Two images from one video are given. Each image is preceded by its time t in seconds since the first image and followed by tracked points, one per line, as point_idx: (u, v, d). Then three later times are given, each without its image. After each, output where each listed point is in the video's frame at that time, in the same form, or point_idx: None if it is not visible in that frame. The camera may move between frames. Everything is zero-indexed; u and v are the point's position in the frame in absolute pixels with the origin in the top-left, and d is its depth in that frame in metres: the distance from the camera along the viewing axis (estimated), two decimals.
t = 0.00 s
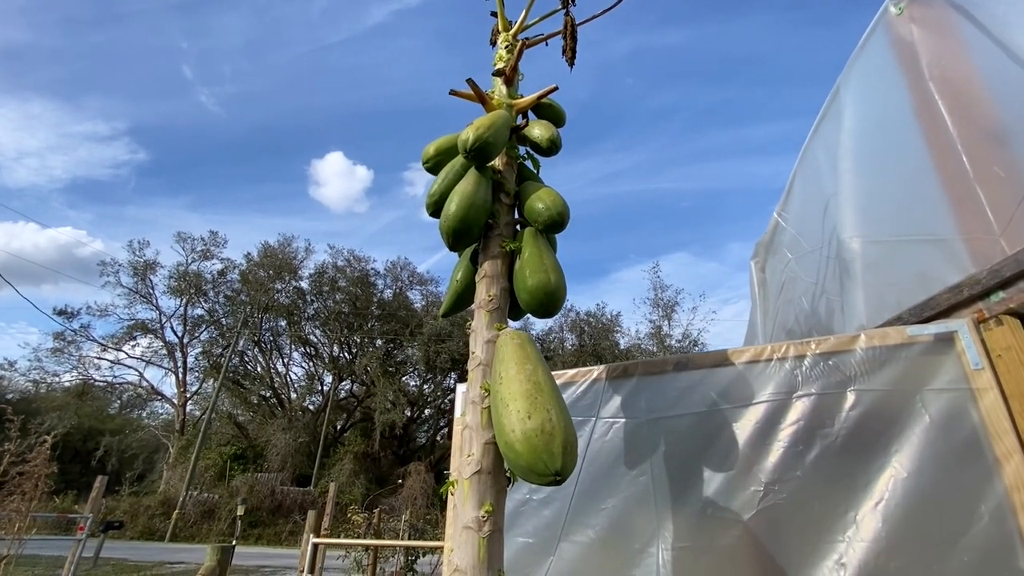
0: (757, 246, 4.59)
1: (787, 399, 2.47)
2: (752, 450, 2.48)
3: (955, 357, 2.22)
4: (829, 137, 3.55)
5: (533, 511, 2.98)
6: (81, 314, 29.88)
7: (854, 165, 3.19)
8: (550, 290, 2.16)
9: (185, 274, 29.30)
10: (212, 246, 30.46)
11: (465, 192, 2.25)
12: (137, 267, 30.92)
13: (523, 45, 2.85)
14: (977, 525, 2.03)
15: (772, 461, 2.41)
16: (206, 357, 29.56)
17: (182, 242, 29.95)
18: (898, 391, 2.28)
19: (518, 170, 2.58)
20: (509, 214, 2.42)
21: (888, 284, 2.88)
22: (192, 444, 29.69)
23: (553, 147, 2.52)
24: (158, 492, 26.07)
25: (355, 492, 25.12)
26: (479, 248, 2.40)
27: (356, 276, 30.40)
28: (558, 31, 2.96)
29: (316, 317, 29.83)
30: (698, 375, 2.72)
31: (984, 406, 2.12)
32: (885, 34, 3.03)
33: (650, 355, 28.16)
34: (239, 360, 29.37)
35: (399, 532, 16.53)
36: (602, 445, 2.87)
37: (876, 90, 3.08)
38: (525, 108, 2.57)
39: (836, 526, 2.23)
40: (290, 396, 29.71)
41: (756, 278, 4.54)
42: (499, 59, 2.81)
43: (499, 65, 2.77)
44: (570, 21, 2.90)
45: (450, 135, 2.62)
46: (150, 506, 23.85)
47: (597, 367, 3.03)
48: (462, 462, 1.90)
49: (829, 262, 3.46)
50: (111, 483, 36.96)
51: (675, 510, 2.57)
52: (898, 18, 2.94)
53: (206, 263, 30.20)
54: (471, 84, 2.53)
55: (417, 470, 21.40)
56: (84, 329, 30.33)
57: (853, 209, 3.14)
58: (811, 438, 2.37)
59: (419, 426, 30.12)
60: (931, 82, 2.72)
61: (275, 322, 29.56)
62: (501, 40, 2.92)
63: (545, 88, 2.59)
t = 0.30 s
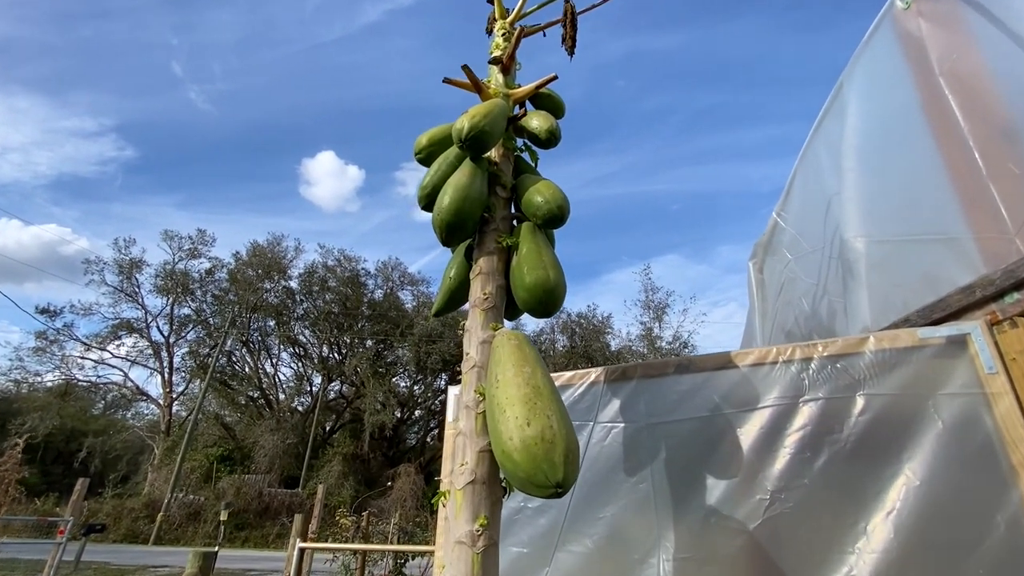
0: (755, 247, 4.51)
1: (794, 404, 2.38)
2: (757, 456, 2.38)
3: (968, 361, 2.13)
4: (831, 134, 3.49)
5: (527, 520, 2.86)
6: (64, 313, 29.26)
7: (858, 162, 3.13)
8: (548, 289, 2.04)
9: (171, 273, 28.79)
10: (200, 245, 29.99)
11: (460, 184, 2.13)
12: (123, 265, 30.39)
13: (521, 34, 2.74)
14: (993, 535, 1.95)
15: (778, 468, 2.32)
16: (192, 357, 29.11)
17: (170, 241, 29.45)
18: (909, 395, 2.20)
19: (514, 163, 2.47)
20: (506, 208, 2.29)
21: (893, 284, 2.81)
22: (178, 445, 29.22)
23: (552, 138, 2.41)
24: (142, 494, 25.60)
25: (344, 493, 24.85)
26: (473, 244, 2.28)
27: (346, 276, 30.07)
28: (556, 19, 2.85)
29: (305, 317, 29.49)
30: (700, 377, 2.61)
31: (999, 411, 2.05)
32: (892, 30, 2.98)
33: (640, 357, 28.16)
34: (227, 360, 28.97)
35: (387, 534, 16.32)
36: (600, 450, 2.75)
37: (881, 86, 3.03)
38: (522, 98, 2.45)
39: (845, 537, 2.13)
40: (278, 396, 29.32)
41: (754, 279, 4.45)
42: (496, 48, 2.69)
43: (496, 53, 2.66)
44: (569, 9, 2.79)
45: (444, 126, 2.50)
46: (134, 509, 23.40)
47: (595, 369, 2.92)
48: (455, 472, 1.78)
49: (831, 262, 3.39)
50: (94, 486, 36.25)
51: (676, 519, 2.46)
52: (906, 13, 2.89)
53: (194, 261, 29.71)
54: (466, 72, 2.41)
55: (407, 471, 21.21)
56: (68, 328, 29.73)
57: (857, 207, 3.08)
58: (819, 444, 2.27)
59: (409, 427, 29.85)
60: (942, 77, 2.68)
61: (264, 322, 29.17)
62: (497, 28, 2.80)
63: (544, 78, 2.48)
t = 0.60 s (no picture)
0: (754, 246, 4.41)
1: (803, 407, 2.25)
2: (764, 462, 2.25)
3: (987, 362, 2.03)
4: (835, 129, 3.41)
5: (520, 530, 2.71)
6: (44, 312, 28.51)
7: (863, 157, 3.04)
8: (547, 282, 1.90)
9: (155, 273, 28.17)
10: (185, 244, 29.41)
11: (452, 170, 1.98)
12: (105, 264, 29.71)
13: (517, 16, 2.60)
14: (1016, 549, 1.83)
15: (788, 474, 2.19)
16: (176, 358, 28.55)
17: (154, 240, 28.83)
18: (925, 398, 2.08)
19: (510, 150, 2.32)
20: (501, 197, 2.15)
21: (900, 283, 2.72)
22: (160, 449, 28.60)
23: (550, 124, 2.27)
24: (122, 498, 24.99)
25: (330, 497, 24.48)
26: (465, 235, 2.13)
27: (334, 277, 29.66)
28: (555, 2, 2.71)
29: (292, 318, 29.07)
30: (705, 379, 2.48)
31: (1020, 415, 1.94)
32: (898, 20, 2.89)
33: (629, 360, 28.14)
34: (212, 362, 28.46)
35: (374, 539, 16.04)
36: (598, 456, 2.61)
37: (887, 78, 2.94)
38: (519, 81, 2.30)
39: (859, 549, 2.01)
40: (263, 399, 28.83)
41: (752, 279, 4.36)
42: (490, 29, 2.54)
43: (491, 35, 2.51)
44: None
45: (435, 110, 2.35)
46: (114, 513, 22.79)
47: (592, 370, 2.78)
48: (445, 481, 1.62)
49: (834, 261, 3.29)
50: (73, 489, 35.35)
51: (679, 529, 2.32)
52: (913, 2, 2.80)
53: (178, 261, 29.12)
54: (459, 52, 2.26)
55: (394, 475, 20.90)
56: (47, 328, 28.99)
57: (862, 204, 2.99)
58: (831, 449, 2.15)
59: (397, 430, 29.51)
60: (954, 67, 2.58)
61: (250, 323, 28.72)
62: (492, 10, 2.66)
63: (541, 61, 2.34)
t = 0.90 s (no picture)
0: (754, 250, 4.31)
1: (820, 418, 2.13)
2: (779, 477, 2.12)
3: (1015, 374, 1.92)
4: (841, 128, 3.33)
5: (516, 548, 2.55)
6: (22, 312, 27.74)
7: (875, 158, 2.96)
8: (553, 283, 1.75)
9: (138, 273, 27.54)
10: (169, 244, 28.84)
11: (450, 161, 1.84)
12: (87, 264, 29.02)
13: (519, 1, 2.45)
14: None
15: (806, 489, 2.06)
16: (159, 360, 27.92)
17: (137, 239, 28.20)
18: (951, 410, 1.96)
19: (512, 143, 2.17)
20: (502, 192, 2.00)
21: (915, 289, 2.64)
22: (141, 452, 27.92)
23: (555, 115, 2.13)
24: (101, 503, 24.33)
25: (315, 502, 24.05)
26: (464, 232, 1.97)
27: (322, 279, 29.26)
28: None
29: (278, 320, 28.61)
30: (715, 388, 2.34)
31: None
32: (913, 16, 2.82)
33: (618, 364, 28.07)
34: (195, 364, 27.90)
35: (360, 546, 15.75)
36: (600, 469, 2.46)
37: (901, 77, 2.87)
38: (522, 70, 2.17)
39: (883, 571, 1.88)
40: (248, 402, 28.32)
41: (751, 283, 4.26)
42: (491, 15, 2.40)
43: (491, 21, 2.36)
44: None
45: (431, 99, 2.20)
46: (92, 518, 22.18)
47: (594, 377, 2.63)
48: (442, 503, 1.46)
49: (840, 264, 3.20)
50: (50, 494, 34.38)
51: (690, 548, 2.18)
52: None
53: (162, 261, 28.52)
54: (458, 37, 2.11)
55: (381, 479, 20.60)
56: (25, 328, 28.21)
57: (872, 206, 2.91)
58: (851, 462, 2.03)
59: (384, 434, 29.13)
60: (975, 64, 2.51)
61: (235, 325, 28.27)
62: None
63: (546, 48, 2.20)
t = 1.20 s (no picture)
0: (755, 255, 4.21)
1: (840, 434, 2.04)
2: (797, 494, 2.03)
3: None
4: (849, 132, 3.27)
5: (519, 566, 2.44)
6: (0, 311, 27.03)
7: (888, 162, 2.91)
8: (567, 289, 1.65)
9: (121, 273, 26.97)
10: (153, 244, 28.31)
11: (457, 158, 1.73)
12: (68, 263, 28.37)
13: None
14: None
15: (825, 507, 1.98)
16: (141, 362, 27.35)
17: (120, 239, 27.62)
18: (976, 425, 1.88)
19: (520, 142, 2.07)
20: (511, 192, 1.89)
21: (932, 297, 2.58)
22: (122, 456, 27.32)
23: (566, 112, 2.03)
24: (79, 507, 23.73)
25: (301, 506, 23.68)
26: (470, 234, 1.86)
27: (309, 280, 28.86)
28: None
29: (264, 322, 28.19)
30: (728, 400, 2.24)
31: None
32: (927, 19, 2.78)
33: (607, 368, 28.02)
34: (179, 365, 27.38)
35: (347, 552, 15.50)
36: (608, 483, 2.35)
37: (914, 81, 2.83)
38: (531, 65, 2.06)
39: None
40: (233, 405, 27.84)
41: (753, 290, 4.16)
42: (498, 8, 2.30)
43: (498, 14, 2.26)
44: None
45: (435, 94, 2.09)
46: (71, 523, 21.65)
47: (600, 388, 2.51)
48: (449, 531, 1.34)
49: (848, 271, 3.14)
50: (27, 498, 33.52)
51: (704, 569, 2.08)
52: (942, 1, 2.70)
53: (146, 261, 27.99)
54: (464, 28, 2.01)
55: (368, 484, 20.34)
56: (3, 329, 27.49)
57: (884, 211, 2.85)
58: (872, 479, 1.94)
59: (371, 438, 28.80)
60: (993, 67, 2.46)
61: (220, 326, 27.85)
62: None
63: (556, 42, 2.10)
